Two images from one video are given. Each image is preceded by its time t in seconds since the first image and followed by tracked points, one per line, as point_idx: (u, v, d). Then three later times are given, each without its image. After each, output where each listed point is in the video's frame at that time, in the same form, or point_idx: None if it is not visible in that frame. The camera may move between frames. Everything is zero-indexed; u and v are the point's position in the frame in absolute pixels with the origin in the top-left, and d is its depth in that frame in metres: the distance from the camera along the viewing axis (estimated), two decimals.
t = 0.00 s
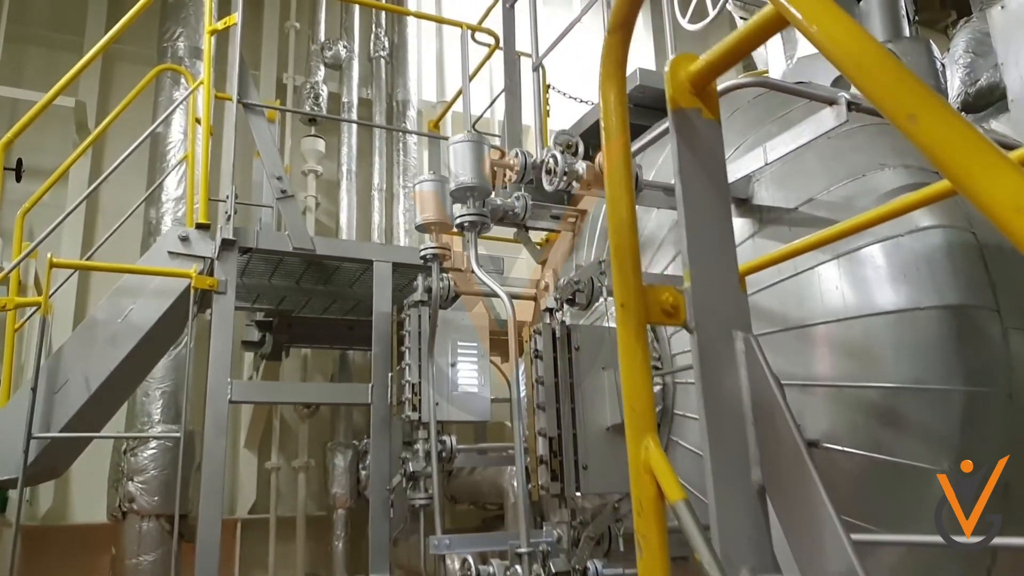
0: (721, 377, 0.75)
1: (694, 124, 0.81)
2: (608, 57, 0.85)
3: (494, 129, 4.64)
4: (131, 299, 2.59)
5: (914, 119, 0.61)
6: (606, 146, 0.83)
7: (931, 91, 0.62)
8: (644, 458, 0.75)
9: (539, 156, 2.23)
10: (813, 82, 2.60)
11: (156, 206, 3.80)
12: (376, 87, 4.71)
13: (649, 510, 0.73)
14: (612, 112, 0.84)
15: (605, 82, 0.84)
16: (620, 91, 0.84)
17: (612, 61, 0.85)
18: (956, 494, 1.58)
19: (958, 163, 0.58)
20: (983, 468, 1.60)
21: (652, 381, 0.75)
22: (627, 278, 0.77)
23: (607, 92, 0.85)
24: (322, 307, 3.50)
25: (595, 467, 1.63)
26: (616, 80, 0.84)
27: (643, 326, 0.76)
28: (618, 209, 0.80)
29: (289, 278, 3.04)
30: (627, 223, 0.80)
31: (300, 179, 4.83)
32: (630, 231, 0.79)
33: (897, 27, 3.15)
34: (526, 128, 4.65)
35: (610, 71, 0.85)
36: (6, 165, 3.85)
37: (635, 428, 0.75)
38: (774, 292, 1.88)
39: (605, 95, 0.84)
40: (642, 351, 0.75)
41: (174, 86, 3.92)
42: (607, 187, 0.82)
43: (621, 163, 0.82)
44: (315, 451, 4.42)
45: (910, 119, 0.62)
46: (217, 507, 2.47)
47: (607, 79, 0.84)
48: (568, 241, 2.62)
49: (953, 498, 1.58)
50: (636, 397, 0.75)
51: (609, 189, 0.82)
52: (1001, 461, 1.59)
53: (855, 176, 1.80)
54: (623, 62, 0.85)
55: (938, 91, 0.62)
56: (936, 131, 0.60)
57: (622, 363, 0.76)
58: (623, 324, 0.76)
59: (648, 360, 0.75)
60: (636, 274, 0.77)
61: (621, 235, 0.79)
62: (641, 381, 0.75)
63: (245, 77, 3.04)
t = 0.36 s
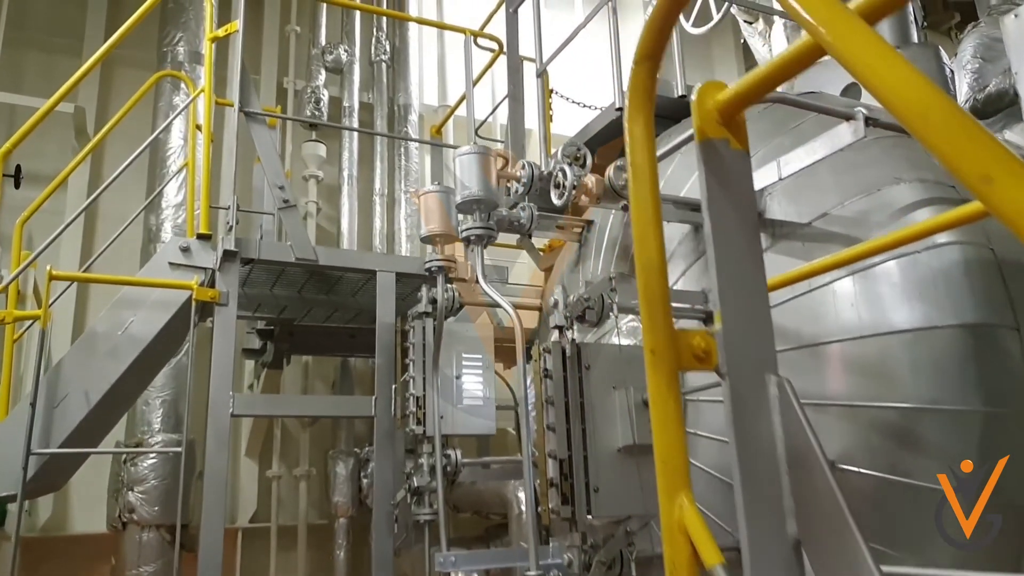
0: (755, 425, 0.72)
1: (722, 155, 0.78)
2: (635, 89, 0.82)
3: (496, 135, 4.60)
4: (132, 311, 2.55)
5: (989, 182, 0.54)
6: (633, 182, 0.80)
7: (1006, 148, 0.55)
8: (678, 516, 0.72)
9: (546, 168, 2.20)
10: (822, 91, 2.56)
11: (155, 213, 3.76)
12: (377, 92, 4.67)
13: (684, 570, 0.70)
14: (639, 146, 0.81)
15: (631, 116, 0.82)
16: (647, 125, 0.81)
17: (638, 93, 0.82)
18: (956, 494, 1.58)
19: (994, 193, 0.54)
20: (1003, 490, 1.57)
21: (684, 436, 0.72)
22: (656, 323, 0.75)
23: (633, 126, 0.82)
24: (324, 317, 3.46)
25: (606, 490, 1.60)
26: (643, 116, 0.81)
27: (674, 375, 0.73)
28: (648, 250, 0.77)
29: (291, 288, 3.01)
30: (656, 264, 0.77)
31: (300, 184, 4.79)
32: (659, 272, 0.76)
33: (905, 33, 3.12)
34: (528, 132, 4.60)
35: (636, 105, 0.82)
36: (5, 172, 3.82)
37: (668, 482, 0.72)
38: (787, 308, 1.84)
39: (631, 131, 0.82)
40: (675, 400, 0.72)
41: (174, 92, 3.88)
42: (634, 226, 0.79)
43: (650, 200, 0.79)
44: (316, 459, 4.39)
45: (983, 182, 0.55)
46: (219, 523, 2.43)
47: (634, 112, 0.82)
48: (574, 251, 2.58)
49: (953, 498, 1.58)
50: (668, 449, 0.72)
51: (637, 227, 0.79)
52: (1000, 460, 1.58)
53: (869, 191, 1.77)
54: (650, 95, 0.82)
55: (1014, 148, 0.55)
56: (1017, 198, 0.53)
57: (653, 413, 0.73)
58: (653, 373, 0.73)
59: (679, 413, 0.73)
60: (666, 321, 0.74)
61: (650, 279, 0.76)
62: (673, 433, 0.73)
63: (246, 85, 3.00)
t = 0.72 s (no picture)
0: (784, 472, 0.69)
1: (747, 186, 0.75)
2: (659, 118, 0.80)
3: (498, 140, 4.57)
4: (131, 322, 2.52)
5: None
6: (656, 214, 0.77)
7: None
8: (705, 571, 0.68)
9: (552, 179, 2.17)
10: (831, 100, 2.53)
11: (155, 219, 3.72)
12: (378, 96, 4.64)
13: None
14: (663, 177, 0.78)
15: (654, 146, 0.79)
16: (671, 156, 0.79)
17: (662, 123, 0.80)
18: (956, 494, 1.56)
19: None
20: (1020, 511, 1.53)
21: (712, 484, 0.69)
22: (682, 364, 0.72)
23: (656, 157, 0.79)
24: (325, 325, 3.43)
25: (615, 510, 1.57)
26: (668, 145, 0.79)
27: (701, 420, 0.69)
28: (672, 287, 0.74)
29: (292, 296, 2.98)
30: (680, 301, 0.74)
31: (301, 189, 4.76)
32: (684, 311, 0.73)
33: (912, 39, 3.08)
34: (531, 137, 4.57)
35: (659, 135, 0.79)
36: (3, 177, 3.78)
37: (696, 534, 0.69)
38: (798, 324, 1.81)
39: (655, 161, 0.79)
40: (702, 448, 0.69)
41: (174, 97, 3.84)
42: (657, 261, 0.76)
43: (674, 233, 0.75)
44: (316, 466, 4.35)
45: None
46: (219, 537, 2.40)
47: (658, 141, 0.79)
48: (579, 261, 2.54)
49: (953, 498, 1.57)
50: (694, 500, 0.69)
51: (660, 262, 0.76)
52: (1000, 460, 1.56)
53: (882, 205, 1.74)
54: (675, 125, 0.79)
55: None
56: None
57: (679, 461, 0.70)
58: (680, 418, 0.70)
59: (707, 460, 0.69)
60: (693, 362, 0.70)
61: (674, 317, 0.73)
62: (700, 481, 0.69)
63: (247, 91, 2.96)
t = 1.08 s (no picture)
0: (811, 519, 0.66)
1: (769, 217, 0.72)
2: (681, 149, 0.77)
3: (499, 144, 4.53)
4: (129, 333, 2.49)
5: None
6: (677, 250, 0.74)
7: None
8: None
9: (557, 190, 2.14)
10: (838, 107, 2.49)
11: (154, 225, 3.69)
12: (378, 100, 4.61)
13: None
14: (685, 212, 0.75)
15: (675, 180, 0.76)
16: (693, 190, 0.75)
17: (683, 153, 0.76)
18: (956, 494, 1.54)
19: None
20: None
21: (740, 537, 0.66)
22: (705, 409, 0.69)
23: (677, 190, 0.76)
24: (325, 333, 3.40)
25: (622, 531, 1.55)
26: (689, 178, 0.76)
27: (727, 468, 0.67)
28: (694, 330, 0.71)
29: (292, 305, 2.94)
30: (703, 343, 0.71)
31: (300, 194, 4.72)
32: (709, 352, 0.70)
33: (919, 43, 3.05)
34: (533, 141, 4.53)
35: (679, 166, 0.76)
36: None
37: None
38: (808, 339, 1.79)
39: (676, 195, 0.76)
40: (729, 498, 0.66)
41: (172, 102, 3.81)
42: (678, 302, 0.73)
43: (696, 272, 0.72)
44: (316, 474, 4.32)
45: None
46: (218, 553, 2.36)
47: (679, 172, 0.76)
48: (582, 270, 2.51)
49: (953, 498, 1.55)
50: (722, 554, 0.66)
51: (681, 302, 0.73)
52: (1001, 460, 1.52)
53: (893, 218, 1.71)
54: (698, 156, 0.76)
55: None
56: None
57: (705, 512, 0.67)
58: (704, 468, 0.67)
59: (733, 511, 0.67)
60: (718, 409, 0.68)
61: (698, 360, 0.70)
62: (727, 534, 0.66)
63: (246, 98, 2.92)
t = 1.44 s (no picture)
0: None
1: (801, 256, 0.68)
2: (711, 190, 0.73)
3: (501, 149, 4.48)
4: (127, 346, 2.45)
5: None
6: (707, 294, 0.71)
7: None
8: None
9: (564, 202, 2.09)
10: (845, 115, 2.45)
11: (151, 232, 3.64)
12: (378, 104, 4.56)
13: None
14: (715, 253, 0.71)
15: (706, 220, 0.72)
16: (724, 230, 0.72)
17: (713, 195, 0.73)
18: (956, 494, 1.52)
19: None
20: None
21: None
22: (740, 468, 0.65)
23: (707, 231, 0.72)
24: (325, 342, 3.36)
25: (632, 557, 1.51)
26: (719, 218, 0.72)
27: (762, 532, 0.62)
28: (726, 379, 0.67)
29: (292, 315, 2.90)
30: (735, 394, 0.67)
31: (300, 199, 4.68)
32: (742, 403, 0.66)
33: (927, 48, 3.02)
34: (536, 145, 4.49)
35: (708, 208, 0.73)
36: None
37: None
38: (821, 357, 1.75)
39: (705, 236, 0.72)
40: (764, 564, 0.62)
41: (171, 108, 3.76)
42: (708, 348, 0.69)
43: (727, 318, 0.69)
44: (316, 482, 4.28)
45: None
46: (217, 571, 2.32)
47: (708, 213, 0.73)
48: (587, 281, 2.46)
49: (953, 497, 1.53)
50: None
51: (712, 350, 0.69)
52: (1001, 460, 1.49)
53: (909, 234, 1.67)
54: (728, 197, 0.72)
55: None
56: None
57: None
58: (738, 531, 0.63)
59: None
60: (751, 466, 0.64)
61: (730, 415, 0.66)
62: None
63: (246, 105, 2.88)
